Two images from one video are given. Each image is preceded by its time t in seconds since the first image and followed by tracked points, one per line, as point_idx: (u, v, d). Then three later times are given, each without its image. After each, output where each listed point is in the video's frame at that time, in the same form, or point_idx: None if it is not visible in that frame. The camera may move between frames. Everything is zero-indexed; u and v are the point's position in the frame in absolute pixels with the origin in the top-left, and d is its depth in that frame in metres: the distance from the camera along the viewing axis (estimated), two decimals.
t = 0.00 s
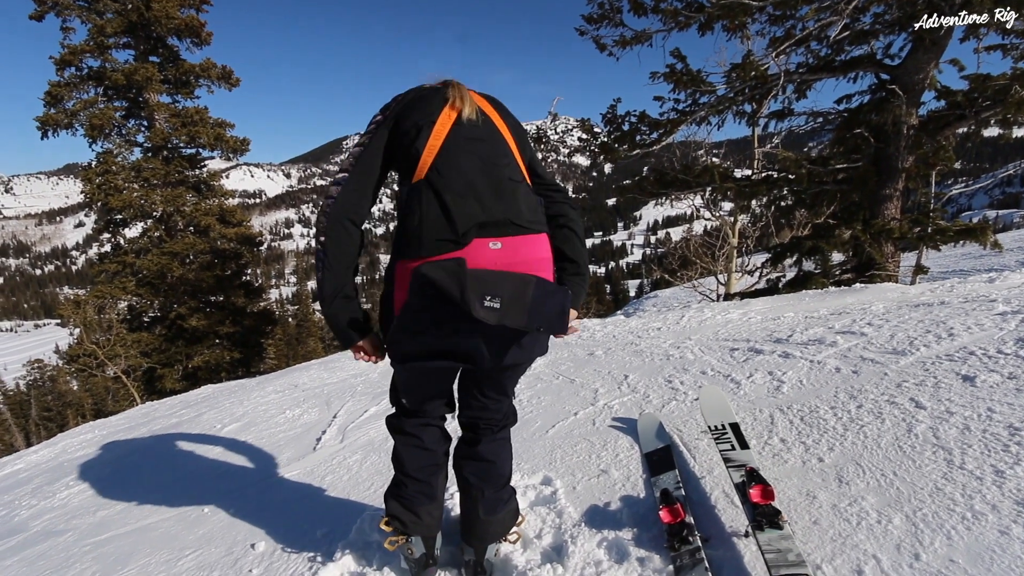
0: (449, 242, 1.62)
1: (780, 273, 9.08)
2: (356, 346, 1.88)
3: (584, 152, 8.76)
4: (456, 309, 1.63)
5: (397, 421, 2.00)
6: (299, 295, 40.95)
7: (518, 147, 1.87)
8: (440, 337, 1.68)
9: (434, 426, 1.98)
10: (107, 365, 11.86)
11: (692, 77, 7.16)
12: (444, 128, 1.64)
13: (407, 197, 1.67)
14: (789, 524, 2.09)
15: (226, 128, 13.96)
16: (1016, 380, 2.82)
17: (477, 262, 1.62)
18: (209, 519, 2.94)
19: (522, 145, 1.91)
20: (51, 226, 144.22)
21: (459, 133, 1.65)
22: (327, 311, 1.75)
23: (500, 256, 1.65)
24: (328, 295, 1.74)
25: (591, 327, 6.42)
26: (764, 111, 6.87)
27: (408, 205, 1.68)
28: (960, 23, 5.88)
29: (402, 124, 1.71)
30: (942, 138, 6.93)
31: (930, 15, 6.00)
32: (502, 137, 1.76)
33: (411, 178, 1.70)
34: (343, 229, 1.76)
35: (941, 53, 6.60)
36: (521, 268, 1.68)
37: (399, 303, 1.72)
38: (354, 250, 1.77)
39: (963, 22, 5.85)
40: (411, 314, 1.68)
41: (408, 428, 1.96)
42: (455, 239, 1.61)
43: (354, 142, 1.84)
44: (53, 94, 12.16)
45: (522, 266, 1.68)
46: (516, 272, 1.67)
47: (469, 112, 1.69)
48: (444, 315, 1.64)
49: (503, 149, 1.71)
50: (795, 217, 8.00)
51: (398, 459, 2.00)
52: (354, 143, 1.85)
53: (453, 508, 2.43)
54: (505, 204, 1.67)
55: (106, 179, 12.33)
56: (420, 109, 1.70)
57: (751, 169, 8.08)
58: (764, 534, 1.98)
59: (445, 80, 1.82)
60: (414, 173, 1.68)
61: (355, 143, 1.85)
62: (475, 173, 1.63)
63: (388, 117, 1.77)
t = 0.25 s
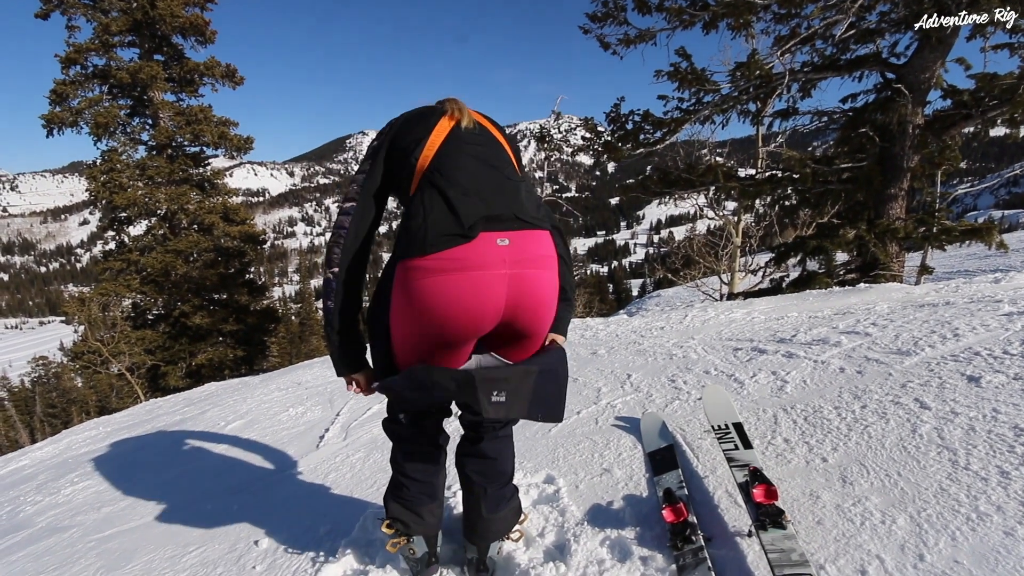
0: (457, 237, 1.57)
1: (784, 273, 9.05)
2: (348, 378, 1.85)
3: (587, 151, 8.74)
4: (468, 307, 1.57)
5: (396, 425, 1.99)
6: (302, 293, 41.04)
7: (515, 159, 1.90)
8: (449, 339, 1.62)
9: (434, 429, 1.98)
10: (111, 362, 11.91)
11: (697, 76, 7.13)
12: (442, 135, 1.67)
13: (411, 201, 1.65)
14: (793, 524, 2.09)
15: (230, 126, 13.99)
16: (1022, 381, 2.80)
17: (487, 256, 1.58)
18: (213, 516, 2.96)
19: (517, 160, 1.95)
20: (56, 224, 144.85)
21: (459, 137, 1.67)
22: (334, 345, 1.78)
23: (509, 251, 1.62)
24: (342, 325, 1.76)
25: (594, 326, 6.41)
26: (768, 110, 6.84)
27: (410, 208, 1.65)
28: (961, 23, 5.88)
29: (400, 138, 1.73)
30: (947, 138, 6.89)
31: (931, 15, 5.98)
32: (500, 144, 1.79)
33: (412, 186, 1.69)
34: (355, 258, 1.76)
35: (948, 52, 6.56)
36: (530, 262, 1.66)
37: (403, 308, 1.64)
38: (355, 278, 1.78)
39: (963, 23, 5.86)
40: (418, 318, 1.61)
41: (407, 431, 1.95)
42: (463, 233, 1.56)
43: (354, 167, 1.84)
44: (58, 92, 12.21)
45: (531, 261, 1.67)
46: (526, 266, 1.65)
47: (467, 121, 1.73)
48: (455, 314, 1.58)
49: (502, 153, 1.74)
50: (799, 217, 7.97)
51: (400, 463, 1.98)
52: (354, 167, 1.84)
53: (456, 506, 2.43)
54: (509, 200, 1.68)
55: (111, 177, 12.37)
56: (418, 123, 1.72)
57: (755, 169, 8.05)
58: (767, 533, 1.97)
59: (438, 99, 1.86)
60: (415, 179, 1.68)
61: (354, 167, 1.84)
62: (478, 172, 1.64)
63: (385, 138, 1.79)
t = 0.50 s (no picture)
0: (453, 236, 1.56)
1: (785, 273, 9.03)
2: (339, 392, 1.89)
3: (588, 150, 8.73)
4: (465, 307, 1.56)
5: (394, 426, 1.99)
6: (303, 292, 41.05)
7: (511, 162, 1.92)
8: (445, 341, 1.61)
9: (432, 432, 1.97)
10: (112, 362, 11.91)
11: (698, 75, 7.12)
12: (436, 138, 1.69)
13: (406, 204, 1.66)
14: (794, 524, 2.08)
15: (231, 126, 14.01)
16: None
17: (484, 255, 1.57)
18: (214, 515, 2.96)
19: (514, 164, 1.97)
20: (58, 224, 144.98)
21: (454, 140, 1.70)
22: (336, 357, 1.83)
23: (506, 249, 1.61)
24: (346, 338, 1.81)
25: (595, 326, 6.40)
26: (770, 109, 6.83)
27: (406, 210, 1.66)
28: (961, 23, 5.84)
29: (395, 144, 1.75)
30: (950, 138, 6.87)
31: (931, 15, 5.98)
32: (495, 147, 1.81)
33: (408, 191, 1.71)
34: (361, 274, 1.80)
35: (950, 51, 6.55)
36: (527, 262, 1.65)
37: (399, 311, 1.63)
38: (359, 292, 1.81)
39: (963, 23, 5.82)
40: (414, 320, 1.60)
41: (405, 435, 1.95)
42: (457, 233, 1.56)
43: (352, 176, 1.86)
44: (60, 92, 12.23)
45: (528, 260, 1.65)
46: (523, 266, 1.64)
47: (462, 126, 1.76)
48: (453, 315, 1.56)
49: (497, 156, 1.76)
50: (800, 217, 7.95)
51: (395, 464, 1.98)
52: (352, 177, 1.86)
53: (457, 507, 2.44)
54: (504, 200, 1.69)
55: (112, 177, 12.37)
56: (412, 129, 1.75)
57: (756, 168, 8.04)
58: (769, 533, 1.97)
59: (432, 106, 1.89)
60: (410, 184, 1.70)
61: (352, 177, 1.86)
62: (472, 174, 1.66)
63: (379, 146, 1.81)
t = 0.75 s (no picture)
0: (451, 238, 1.56)
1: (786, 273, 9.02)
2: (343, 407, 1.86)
3: (589, 151, 8.73)
4: (463, 310, 1.55)
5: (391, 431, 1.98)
6: (303, 293, 41.06)
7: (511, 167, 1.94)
8: (444, 344, 1.60)
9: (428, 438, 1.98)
10: (113, 362, 11.91)
11: (699, 75, 7.11)
12: (434, 141, 1.70)
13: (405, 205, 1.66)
14: (795, 524, 2.08)
15: (232, 126, 14.01)
16: None
17: (482, 257, 1.57)
18: (215, 516, 2.96)
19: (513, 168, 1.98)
20: (58, 224, 145.18)
21: (453, 143, 1.71)
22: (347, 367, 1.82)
23: (505, 252, 1.61)
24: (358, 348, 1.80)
25: (596, 326, 6.39)
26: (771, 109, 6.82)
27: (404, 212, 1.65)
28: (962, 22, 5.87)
29: (394, 148, 1.76)
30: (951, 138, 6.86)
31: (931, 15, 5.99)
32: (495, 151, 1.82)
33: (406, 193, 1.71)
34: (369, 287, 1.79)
35: (951, 51, 6.54)
36: (527, 264, 1.64)
37: (397, 313, 1.63)
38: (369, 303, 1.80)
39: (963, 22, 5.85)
40: (412, 322, 1.59)
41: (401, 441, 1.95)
42: (456, 235, 1.56)
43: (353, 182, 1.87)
44: (62, 92, 12.24)
45: (528, 262, 1.65)
46: (522, 268, 1.63)
47: (461, 130, 1.77)
48: (452, 318, 1.55)
49: (496, 159, 1.77)
50: (801, 217, 7.94)
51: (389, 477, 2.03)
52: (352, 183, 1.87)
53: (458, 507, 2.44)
54: (503, 203, 1.69)
55: (113, 177, 12.37)
56: (410, 133, 1.76)
57: (757, 169, 8.03)
58: (770, 534, 1.96)
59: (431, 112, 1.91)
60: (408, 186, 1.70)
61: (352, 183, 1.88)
62: (472, 177, 1.67)
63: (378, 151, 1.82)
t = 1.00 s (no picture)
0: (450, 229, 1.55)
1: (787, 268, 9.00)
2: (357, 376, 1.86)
3: (591, 145, 8.70)
4: (462, 302, 1.55)
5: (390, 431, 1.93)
6: (305, 288, 41.12)
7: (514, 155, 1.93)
8: (444, 334, 1.61)
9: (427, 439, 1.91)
10: (116, 358, 11.95)
11: (701, 69, 7.07)
12: (437, 128, 1.70)
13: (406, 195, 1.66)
14: (797, 518, 2.09)
15: (233, 122, 13.99)
16: None
17: (481, 250, 1.55)
18: (219, 510, 2.98)
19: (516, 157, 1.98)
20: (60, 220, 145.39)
21: (456, 132, 1.70)
22: (347, 342, 1.82)
23: (504, 244, 1.60)
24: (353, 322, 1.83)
25: (597, 321, 6.39)
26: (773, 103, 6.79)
27: (405, 202, 1.66)
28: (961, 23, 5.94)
29: (397, 132, 1.75)
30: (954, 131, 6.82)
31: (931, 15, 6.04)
32: (498, 139, 1.81)
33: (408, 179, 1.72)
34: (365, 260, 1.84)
35: (955, 44, 6.49)
36: (527, 258, 1.64)
37: (397, 304, 1.64)
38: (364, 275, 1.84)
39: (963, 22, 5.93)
40: (412, 314, 1.60)
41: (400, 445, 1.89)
42: (455, 227, 1.56)
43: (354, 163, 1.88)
44: (62, 89, 12.23)
45: (528, 256, 1.64)
46: (522, 262, 1.63)
47: (465, 117, 1.76)
48: (451, 310, 1.56)
49: (498, 148, 1.76)
50: (803, 211, 7.91)
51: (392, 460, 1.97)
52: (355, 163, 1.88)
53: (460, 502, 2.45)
54: (504, 194, 1.68)
55: (114, 173, 12.37)
56: (414, 118, 1.75)
57: (759, 163, 8.00)
58: (772, 527, 1.97)
59: (436, 95, 1.89)
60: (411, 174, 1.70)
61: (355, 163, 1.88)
62: (473, 168, 1.67)
63: (382, 134, 1.83)
